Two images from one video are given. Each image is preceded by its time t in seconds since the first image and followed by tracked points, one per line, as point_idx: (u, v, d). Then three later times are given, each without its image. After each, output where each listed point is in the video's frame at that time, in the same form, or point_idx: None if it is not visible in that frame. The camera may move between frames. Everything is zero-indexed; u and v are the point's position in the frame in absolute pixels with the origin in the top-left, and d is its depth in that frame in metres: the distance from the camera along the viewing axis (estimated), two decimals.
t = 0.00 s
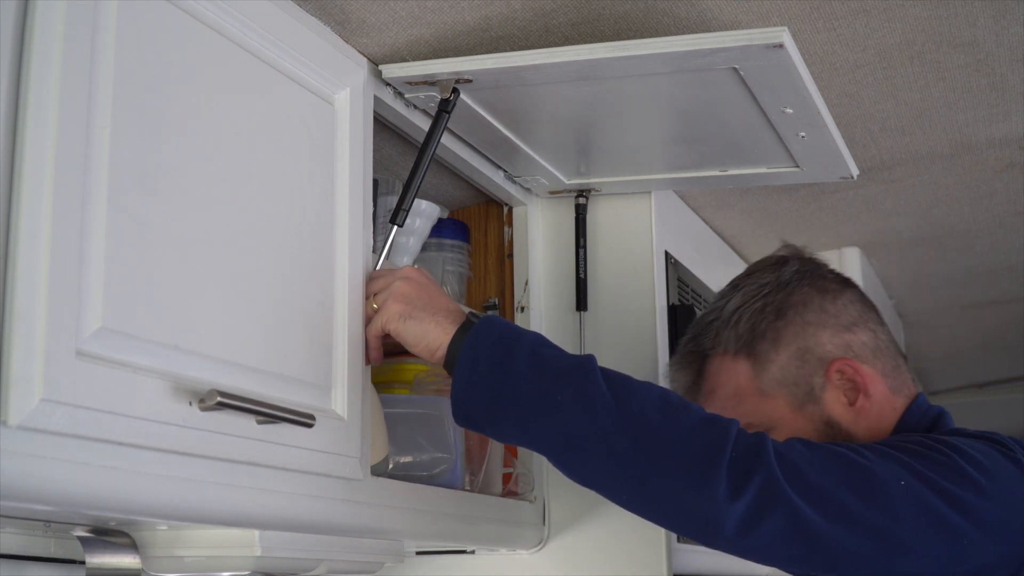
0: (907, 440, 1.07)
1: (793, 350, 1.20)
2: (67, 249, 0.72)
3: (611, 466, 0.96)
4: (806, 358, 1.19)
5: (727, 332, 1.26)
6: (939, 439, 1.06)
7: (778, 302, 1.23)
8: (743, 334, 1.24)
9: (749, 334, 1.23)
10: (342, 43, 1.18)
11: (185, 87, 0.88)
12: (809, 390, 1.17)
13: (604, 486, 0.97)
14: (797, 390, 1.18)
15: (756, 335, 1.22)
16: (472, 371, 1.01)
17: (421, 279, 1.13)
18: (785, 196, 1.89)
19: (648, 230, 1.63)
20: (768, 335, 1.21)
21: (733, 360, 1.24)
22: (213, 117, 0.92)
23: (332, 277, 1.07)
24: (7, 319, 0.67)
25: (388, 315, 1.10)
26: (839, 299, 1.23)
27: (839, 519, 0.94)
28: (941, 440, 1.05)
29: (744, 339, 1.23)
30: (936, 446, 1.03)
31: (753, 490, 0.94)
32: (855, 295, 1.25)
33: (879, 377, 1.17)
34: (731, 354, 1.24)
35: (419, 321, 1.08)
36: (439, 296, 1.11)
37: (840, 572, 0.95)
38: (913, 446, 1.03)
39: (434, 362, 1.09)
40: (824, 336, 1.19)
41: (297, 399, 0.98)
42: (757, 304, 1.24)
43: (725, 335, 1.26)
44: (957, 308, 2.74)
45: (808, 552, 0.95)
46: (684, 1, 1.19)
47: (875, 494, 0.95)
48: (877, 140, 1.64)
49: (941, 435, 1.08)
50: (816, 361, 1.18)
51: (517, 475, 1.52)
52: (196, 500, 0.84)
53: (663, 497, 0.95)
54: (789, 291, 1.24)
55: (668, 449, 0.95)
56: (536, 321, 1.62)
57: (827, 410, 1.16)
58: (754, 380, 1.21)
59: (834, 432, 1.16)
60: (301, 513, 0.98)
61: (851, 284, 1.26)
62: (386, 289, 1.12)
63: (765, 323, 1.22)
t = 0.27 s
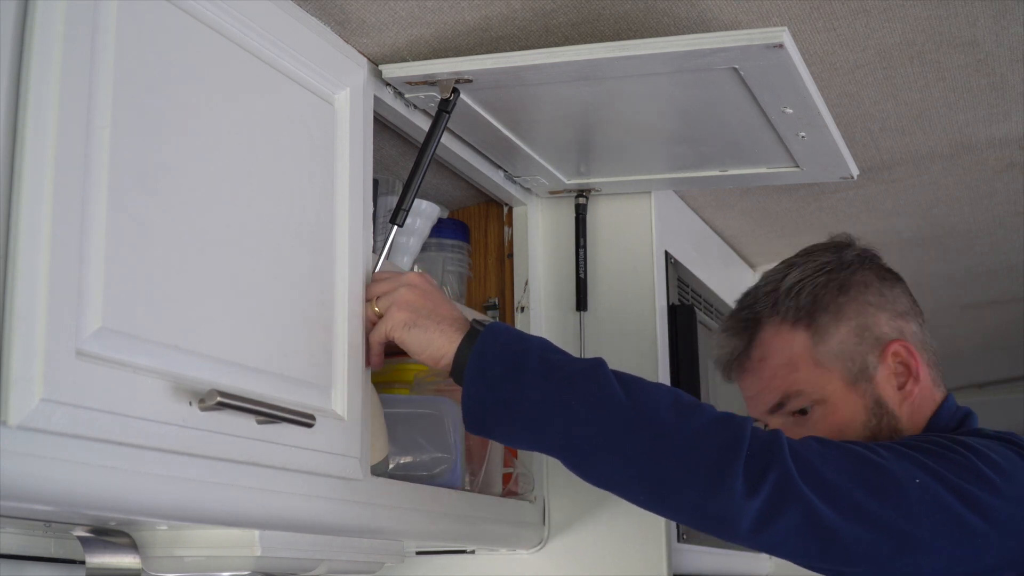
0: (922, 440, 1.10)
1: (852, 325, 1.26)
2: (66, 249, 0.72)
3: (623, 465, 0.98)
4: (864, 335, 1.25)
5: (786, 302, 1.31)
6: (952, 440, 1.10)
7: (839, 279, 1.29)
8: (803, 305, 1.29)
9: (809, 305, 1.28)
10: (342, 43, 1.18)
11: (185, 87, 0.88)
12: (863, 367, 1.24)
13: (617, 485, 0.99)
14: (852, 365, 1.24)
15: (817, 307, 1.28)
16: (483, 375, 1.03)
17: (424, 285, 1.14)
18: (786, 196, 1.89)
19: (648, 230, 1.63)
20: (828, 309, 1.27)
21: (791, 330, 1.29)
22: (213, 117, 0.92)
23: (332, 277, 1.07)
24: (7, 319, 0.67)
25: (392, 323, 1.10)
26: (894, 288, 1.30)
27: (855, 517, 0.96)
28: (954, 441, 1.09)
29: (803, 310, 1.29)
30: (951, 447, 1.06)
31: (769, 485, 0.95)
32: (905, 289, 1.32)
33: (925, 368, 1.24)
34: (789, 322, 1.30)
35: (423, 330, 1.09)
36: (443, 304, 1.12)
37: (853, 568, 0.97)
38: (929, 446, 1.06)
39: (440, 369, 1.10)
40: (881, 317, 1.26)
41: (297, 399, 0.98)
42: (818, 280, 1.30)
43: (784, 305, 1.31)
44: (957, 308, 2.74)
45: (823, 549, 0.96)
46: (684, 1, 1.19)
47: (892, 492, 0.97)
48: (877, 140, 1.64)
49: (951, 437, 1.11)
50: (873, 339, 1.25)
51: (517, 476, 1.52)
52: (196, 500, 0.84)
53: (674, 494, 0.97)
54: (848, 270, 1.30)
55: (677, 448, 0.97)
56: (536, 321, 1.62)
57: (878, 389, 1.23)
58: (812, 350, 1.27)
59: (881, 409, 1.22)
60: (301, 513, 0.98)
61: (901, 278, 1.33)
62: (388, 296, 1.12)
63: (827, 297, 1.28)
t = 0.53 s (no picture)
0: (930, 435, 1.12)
1: (848, 336, 1.26)
2: (66, 249, 0.72)
3: (638, 458, 0.98)
4: (861, 344, 1.26)
5: (782, 316, 1.31)
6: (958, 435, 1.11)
7: (833, 290, 1.30)
8: (799, 319, 1.29)
9: (805, 319, 1.29)
10: (342, 43, 1.18)
11: (185, 87, 0.88)
12: (861, 375, 1.24)
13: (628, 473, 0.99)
14: (850, 374, 1.25)
15: (814, 320, 1.28)
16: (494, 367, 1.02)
17: (425, 283, 1.14)
18: (785, 196, 1.89)
19: (648, 230, 1.63)
20: (823, 321, 1.28)
21: (789, 344, 1.29)
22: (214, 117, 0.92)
23: (332, 277, 1.07)
24: (7, 319, 0.67)
25: (397, 322, 1.11)
26: (887, 295, 1.31)
27: (865, 505, 0.97)
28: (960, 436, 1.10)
29: (801, 324, 1.29)
30: (952, 440, 1.06)
31: (783, 471, 0.96)
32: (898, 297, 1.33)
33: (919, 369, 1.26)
34: (787, 336, 1.30)
35: (430, 327, 1.09)
36: (445, 300, 1.12)
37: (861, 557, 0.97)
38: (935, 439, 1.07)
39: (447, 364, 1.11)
40: (876, 326, 1.27)
41: (297, 399, 0.98)
42: (811, 292, 1.31)
43: (781, 319, 1.31)
44: (956, 308, 2.74)
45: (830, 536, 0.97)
46: (684, 1, 1.19)
47: (900, 480, 0.98)
48: (877, 140, 1.64)
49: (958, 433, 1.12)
50: (869, 347, 1.26)
51: (517, 476, 1.52)
52: (196, 500, 0.84)
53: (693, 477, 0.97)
54: (841, 280, 1.31)
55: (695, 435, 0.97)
56: (536, 321, 1.62)
57: (875, 396, 1.23)
58: (811, 362, 1.27)
59: (880, 417, 1.22)
60: (301, 512, 0.98)
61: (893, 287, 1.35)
62: (389, 294, 1.12)
63: (821, 309, 1.29)
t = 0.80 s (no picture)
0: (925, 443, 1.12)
1: (836, 351, 1.25)
2: (66, 249, 0.72)
3: (635, 471, 0.99)
4: (848, 359, 1.24)
5: (771, 332, 1.30)
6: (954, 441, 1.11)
7: (821, 305, 1.28)
8: (787, 334, 1.28)
9: (793, 335, 1.28)
10: (342, 43, 1.18)
11: (185, 88, 0.88)
12: (848, 390, 1.23)
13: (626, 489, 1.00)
14: (837, 390, 1.24)
15: (802, 336, 1.27)
16: (492, 381, 1.04)
17: (429, 289, 1.14)
18: (785, 196, 1.89)
19: (648, 230, 1.63)
20: (811, 337, 1.26)
21: (777, 359, 1.28)
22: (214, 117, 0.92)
23: (332, 277, 1.07)
24: (7, 319, 0.67)
25: (397, 327, 1.11)
26: (878, 306, 1.30)
27: (859, 519, 0.97)
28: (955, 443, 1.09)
29: (789, 340, 1.28)
30: (946, 447, 1.06)
31: (779, 486, 0.96)
32: (892, 307, 1.32)
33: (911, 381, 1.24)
34: (775, 352, 1.29)
35: (430, 335, 1.10)
36: (447, 308, 1.13)
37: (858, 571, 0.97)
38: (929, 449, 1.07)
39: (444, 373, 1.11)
40: (866, 340, 1.26)
41: (297, 399, 0.98)
42: (799, 307, 1.29)
43: (769, 335, 1.30)
44: (957, 308, 2.74)
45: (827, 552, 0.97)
46: (684, 1, 1.19)
47: (895, 493, 0.97)
48: (877, 140, 1.64)
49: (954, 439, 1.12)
50: (857, 362, 1.24)
51: (517, 475, 1.52)
52: (195, 500, 0.84)
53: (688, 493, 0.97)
54: (830, 294, 1.30)
55: (688, 448, 0.98)
56: (536, 321, 1.62)
57: (863, 411, 1.22)
58: (798, 378, 1.26)
59: (868, 431, 1.21)
60: (301, 512, 0.98)
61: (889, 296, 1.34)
62: (392, 299, 1.12)
63: (809, 325, 1.27)
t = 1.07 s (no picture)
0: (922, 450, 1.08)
1: (828, 354, 1.19)
2: (67, 250, 0.72)
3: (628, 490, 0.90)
4: (841, 362, 1.19)
5: (762, 334, 1.23)
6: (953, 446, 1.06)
7: (814, 307, 1.22)
8: (779, 337, 1.21)
9: (785, 338, 1.21)
10: (342, 43, 1.18)
11: (185, 88, 0.88)
12: (841, 394, 1.17)
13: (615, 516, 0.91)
14: (830, 394, 1.18)
15: (793, 338, 1.20)
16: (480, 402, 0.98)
17: (453, 321, 1.10)
18: (785, 196, 1.89)
19: (647, 230, 1.63)
20: (803, 340, 1.20)
21: (768, 362, 1.21)
22: (214, 117, 0.92)
23: (333, 277, 1.07)
24: (8, 320, 0.67)
25: (412, 353, 1.07)
26: (868, 309, 1.24)
27: (870, 541, 0.89)
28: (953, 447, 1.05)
29: (781, 343, 1.21)
30: (943, 454, 1.01)
31: (786, 514, 0.88)
32: (880, 311, 1.27)
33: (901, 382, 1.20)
34: (765, 356, 1.22)
35: (441, 362, 1.04)
36: (468, 342, 1.08)
37: None
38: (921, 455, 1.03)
39: (450, 408, 1.04)
40: (858, 342, 1.20)
41: (297, 400, 0.98)
42: (790, 309, 1.23)
43: (760, 338, 1.23)
44: (957, 308, 2.74)
45: None
46: (684, 1, 1.19)
47: (902, 509, 0.90)
48: (877, 140, 1.64)
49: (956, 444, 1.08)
50: (850, 365, 1.19)
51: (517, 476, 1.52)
52: (195, 500, 0.84)
53: (692, 523, 0.89)
54: (821, 297, 1.24)
55: (683, 459, 0.90)
56: (536, 321, 1.61)
57: (856, 415, 1.16)
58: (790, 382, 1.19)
59: (862, 435, 1.16)
60: (301, 512, 0.98)
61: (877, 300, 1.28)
62: (416, 326, 1.09)
63: (801, 327, 1.21)
